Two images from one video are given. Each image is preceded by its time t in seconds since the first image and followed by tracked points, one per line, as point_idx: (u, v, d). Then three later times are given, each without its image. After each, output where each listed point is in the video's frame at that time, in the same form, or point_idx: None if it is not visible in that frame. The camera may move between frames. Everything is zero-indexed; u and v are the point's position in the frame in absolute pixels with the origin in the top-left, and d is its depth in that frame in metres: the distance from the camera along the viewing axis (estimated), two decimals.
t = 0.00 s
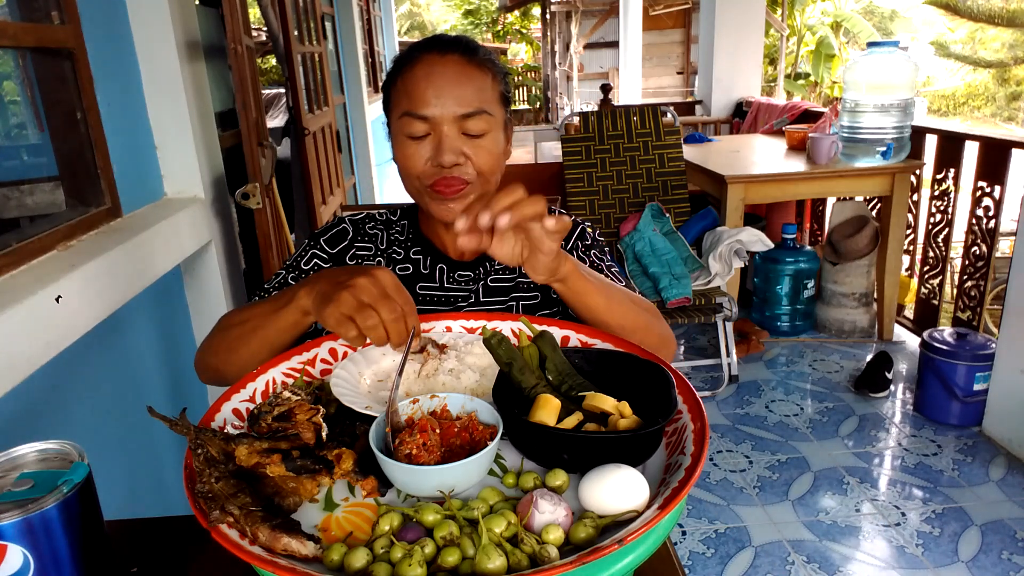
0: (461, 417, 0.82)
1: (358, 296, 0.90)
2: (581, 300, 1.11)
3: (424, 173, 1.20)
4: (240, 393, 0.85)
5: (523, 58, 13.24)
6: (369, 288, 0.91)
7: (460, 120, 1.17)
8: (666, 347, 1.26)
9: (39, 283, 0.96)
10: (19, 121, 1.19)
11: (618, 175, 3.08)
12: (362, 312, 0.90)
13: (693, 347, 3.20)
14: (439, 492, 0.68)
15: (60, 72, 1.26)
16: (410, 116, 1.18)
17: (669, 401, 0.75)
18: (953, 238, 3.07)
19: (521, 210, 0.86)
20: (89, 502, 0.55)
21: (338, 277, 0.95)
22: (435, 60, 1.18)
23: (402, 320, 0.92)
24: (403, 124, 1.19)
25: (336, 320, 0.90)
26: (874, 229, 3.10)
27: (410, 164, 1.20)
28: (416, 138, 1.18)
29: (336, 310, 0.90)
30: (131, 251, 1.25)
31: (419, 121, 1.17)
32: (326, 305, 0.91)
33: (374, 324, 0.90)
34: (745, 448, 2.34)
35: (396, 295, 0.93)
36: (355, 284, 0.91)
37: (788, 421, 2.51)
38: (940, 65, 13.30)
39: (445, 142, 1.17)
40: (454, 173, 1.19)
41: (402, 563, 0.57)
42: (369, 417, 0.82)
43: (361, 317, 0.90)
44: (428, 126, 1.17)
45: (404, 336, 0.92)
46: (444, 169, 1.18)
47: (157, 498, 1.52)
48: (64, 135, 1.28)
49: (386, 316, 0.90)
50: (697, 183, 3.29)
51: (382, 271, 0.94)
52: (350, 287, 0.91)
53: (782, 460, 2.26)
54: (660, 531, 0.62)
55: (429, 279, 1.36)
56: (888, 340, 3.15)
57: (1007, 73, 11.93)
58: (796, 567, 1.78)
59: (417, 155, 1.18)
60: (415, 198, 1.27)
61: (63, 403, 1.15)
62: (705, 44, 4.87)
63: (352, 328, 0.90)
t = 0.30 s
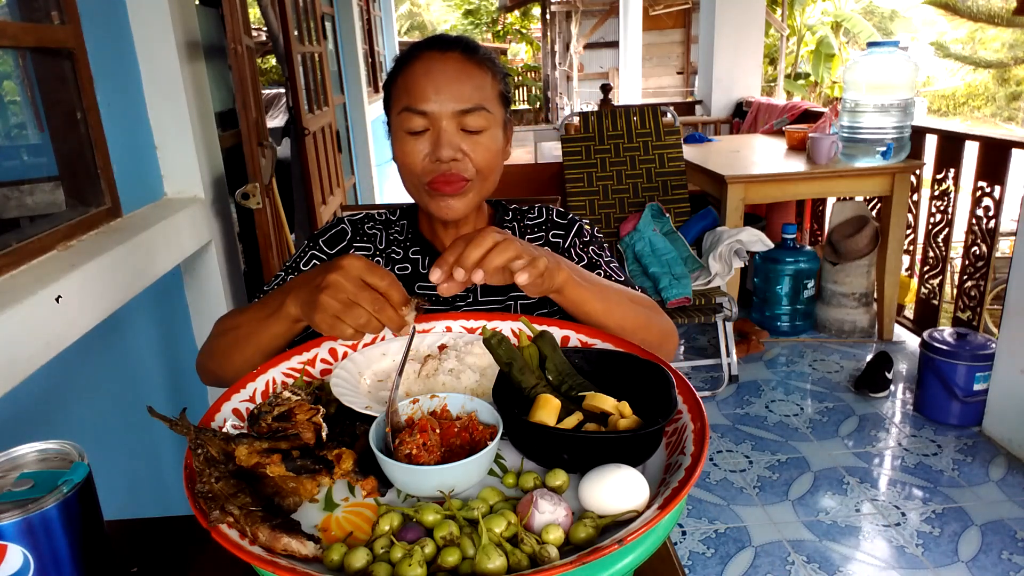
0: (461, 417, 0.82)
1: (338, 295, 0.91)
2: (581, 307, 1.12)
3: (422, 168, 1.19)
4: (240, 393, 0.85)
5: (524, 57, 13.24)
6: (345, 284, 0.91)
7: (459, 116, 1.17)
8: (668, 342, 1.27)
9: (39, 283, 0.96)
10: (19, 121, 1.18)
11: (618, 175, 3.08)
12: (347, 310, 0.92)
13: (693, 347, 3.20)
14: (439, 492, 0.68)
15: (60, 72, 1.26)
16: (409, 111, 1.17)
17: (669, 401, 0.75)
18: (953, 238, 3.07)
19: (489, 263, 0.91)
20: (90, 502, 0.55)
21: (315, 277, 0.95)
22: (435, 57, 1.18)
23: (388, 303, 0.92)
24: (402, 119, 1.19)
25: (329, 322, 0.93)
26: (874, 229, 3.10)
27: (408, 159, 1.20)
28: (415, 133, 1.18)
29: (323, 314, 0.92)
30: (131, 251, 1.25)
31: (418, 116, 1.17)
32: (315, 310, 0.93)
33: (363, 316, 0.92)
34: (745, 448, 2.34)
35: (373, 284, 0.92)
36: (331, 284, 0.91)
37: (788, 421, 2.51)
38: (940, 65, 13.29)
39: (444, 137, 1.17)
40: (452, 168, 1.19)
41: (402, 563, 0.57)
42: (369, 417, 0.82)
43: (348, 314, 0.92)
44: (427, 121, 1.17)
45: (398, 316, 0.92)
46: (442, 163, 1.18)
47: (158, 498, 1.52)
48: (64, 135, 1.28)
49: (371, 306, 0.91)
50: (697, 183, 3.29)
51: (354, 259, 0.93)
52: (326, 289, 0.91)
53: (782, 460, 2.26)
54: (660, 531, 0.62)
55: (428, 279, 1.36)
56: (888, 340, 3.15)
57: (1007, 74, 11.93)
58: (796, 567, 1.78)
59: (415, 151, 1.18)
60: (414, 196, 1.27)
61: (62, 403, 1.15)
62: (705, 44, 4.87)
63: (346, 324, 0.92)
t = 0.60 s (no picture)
0: (461, 417, 0.82)
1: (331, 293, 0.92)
2: (578, 309, 1.12)
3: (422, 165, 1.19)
4: (240, 393, 0.86)
5: (523, 58, 13.25)
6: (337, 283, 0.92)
7: (459, 113, 1.17)
8: (666, 336, 1.25)
9: (39, 283, 0.96)
10: (19, 121, 1.18)
11: (618, 175, 3.09)
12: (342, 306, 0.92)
13: (693, 347, 3.20)
14: (439, 492, 0.68)
15: (60, 72, 1.26)
16: (409, 109, 1.17)
17: (669, 402, 0.75)
18: (953, 238, 3.07)
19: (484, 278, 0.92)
20: (89, 502, 0.55)
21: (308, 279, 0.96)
22: (435, 56, 1.18)
23: (384, 280, 0.91)
24: (402, 116, 1.19)
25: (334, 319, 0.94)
26: (874, 229, 3.10)
27: (408, 156, 1.20)
28: (415, 130, 1.18)
29: (330, 313, 0.95)
30: (131, 251, 1.25)
31: (417, 113, 1.17)
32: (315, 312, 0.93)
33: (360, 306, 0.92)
34: (745, 448, 2.34)
35: (363, 267, 0.91)
36: (324, 285, 0.92)
37: (788, 421, 2.51)
38: (941, 65, 13.29)
39: (444, 134, 1.17)
40: (452, 166, 1.19)
41: (402, 564, 0.57)
42: (369, 417, 0.82)
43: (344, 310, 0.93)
44: (427, 118, 1.17)
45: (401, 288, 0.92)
46: (441, 160, 1.18)
47: (158, 498, 1.52)
48: (64, 135, 1.28)
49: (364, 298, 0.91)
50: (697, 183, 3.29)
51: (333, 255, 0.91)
52: (322, 291, 0.93)
53: (782, 460, 2.26)
54: (660, 531, 0.62)
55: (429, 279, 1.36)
56: (888, 340, 3.15)
57: (1007, 74, 11.90)
58: (796, 567, 1.78)
59: (415, 148, 1.18)
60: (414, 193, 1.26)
61: (63, 403, 1.15)
62: (705, 44, 4.87)
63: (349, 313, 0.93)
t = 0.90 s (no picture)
0: (461, 417, 0.82)
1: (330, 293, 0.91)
2: (575, 309, 1.12)
3: (423, 170, 1.19)
4: (240, 394, 0.85)
5: (523, 58, 13.25)
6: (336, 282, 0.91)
7: (460, 117, 1.17)
8: (664, 334, 1.25)
9: (39, 283, 0.96)
10: (19, 121, 1.18)
11: (618, 175, 3.09)
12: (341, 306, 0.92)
13: (693, 347, 3.20)
14: (439, 492, 0.68)
15: (60, 72, 1.26)
16: (410, 113, 1.18)
17: (669, 401, 0.75)
18: (953, 238, 3.07)
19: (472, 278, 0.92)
20: (89, 502, 0.55)
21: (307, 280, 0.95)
22: (435, 58, 1.18)
23: (384, 279, 0.91)
24: (402, 120, 1.19)
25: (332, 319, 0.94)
26: (874, 229, 3.10)
27: (409, 161, 1.20)
28: (415, 134, 1.18)
29: (334, 316, 0.94)
30: (131, 251, 1.25)
31: (418, 118, 1.17)
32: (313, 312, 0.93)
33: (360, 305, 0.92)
34: (745, 448, 2.34)
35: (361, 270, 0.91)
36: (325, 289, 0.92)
37: (788, 421, 2.51)
38: (941, 65, 13.31)
39: (444, 139, 1.17)
40: (452, 171, 1.19)
41: (402, 563, 0.57)
42: (369, 417, 0.82)
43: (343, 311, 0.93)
44: (427, 122, 1.17)
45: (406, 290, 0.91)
46: (442, 165, 1.18)
47: (158, 498, 1.52)
48: (64, 135, 1.28)
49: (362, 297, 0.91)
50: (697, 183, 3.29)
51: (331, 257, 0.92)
52: (323, 295, 0.93)
53: (782, 460, 2.26)
54: (660, 531, 0.62)
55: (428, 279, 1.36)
56: (888, 340, 3.15)
57: (1007, 74, 11.89)
58: (796, 567, 1.78)
59: (416, 153, 1.18)
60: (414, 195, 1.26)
61: (63, 404, 1.15)
62: (705, 44, 4.87)
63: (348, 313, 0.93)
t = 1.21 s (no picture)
0: (461, 417, 0.82)
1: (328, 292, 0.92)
2: (575, 306, 1.12)
3: (419, 170, 1.19)
4: (240, 393, 0.86)
5: (523, 58, 13.25)
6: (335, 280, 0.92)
7: (454, 118, 1.17)
8: (667, 322, 1.26)
9: (39, 283, 0.96)
10: (19, 121, 1.18)
11: (618, 175, 3.09)
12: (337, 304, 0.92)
13: (693, 347, 3.20)
14: (439, 492, 0.68)
15: (60, 72, 1.26)
16: (404, 114, 1.18)
17: (669, 402, 0.75)
18: (953, 238, 3.07)
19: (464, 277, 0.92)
20: (89, 502, 0.55)
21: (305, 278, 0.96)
22: (429, 58, 1.19)
23: (378, 279, 0.91)
24: (397, 122, 1.19)
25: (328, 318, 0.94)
26: (874, 229, 3.10)
27: (405, 161, 1.19)
28: (410, 135, 1.18)
29: (323, 308, 0.95)
30: (131, 251, 1.25)
31: (412, 119, 1.17)
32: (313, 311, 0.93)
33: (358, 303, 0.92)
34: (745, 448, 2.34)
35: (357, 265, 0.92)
36: (318, 279, 0.93)
37: (788, 421, 2.51)
38: (940, 65, 13.31)
39: (438, 139, 1.17)
40: (447, 171, 1.19)
41: (402, 563, 0.57)
42: (369, 417, 0.82)
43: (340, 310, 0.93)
44: (422, 123, 1.17)
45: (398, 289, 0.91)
46: (436, 166, 1.17)
47: (158, 498, 1.52)
48: (64, 135, 1.28)
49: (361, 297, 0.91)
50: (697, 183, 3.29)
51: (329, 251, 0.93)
52: (316, 285, 0.94)
53: (782, 460, 2.26)
54: (660, 531, 0.62)
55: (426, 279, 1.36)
56: (888, 340, 3.15)
57: (1007, 73, 11.89)
58: (796, 567, 1.78)
59: (411, 154, 1.18)
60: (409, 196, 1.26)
61: (62, 403, 1.15)
62: (705, 44, 4.87)
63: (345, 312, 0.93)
